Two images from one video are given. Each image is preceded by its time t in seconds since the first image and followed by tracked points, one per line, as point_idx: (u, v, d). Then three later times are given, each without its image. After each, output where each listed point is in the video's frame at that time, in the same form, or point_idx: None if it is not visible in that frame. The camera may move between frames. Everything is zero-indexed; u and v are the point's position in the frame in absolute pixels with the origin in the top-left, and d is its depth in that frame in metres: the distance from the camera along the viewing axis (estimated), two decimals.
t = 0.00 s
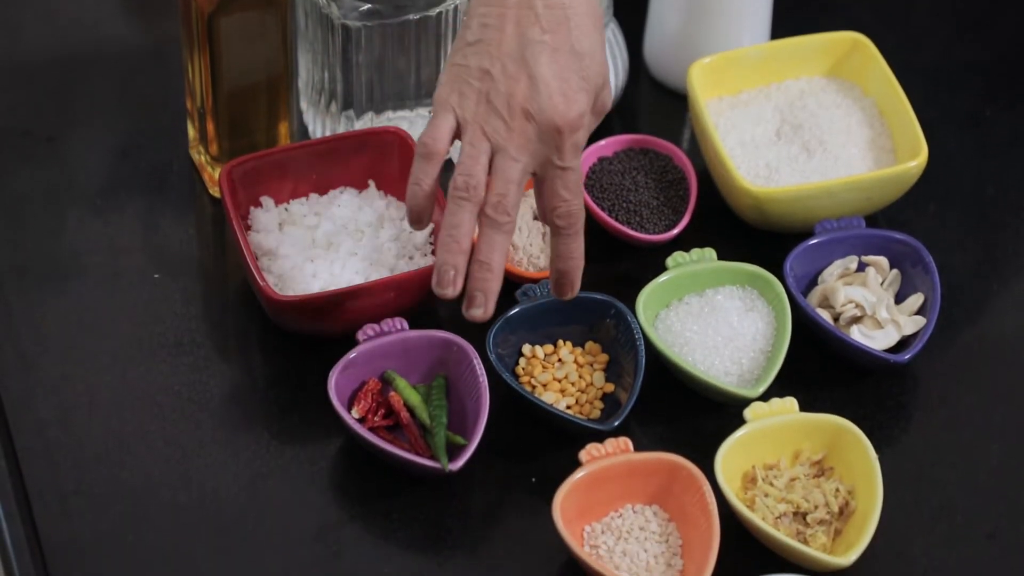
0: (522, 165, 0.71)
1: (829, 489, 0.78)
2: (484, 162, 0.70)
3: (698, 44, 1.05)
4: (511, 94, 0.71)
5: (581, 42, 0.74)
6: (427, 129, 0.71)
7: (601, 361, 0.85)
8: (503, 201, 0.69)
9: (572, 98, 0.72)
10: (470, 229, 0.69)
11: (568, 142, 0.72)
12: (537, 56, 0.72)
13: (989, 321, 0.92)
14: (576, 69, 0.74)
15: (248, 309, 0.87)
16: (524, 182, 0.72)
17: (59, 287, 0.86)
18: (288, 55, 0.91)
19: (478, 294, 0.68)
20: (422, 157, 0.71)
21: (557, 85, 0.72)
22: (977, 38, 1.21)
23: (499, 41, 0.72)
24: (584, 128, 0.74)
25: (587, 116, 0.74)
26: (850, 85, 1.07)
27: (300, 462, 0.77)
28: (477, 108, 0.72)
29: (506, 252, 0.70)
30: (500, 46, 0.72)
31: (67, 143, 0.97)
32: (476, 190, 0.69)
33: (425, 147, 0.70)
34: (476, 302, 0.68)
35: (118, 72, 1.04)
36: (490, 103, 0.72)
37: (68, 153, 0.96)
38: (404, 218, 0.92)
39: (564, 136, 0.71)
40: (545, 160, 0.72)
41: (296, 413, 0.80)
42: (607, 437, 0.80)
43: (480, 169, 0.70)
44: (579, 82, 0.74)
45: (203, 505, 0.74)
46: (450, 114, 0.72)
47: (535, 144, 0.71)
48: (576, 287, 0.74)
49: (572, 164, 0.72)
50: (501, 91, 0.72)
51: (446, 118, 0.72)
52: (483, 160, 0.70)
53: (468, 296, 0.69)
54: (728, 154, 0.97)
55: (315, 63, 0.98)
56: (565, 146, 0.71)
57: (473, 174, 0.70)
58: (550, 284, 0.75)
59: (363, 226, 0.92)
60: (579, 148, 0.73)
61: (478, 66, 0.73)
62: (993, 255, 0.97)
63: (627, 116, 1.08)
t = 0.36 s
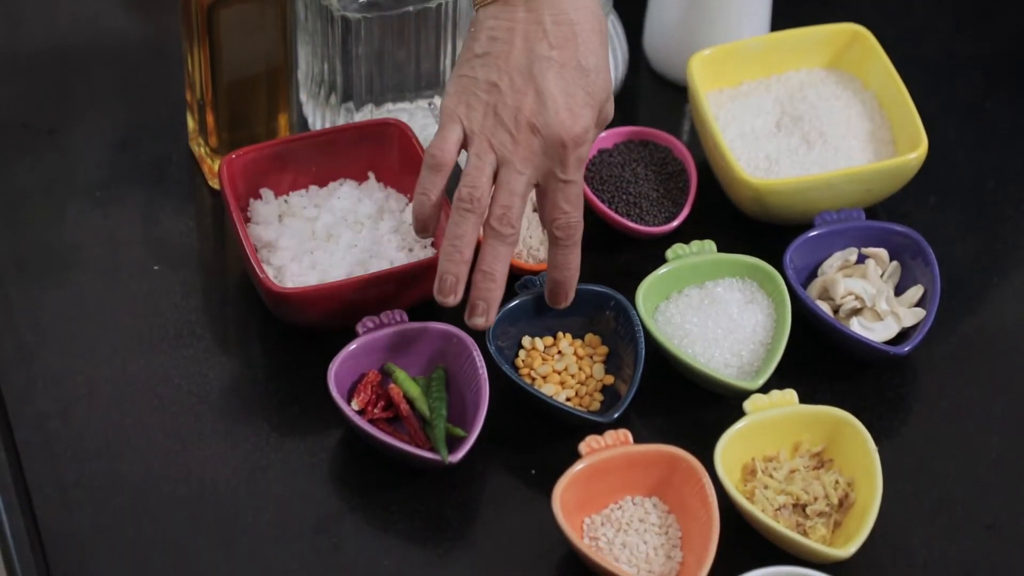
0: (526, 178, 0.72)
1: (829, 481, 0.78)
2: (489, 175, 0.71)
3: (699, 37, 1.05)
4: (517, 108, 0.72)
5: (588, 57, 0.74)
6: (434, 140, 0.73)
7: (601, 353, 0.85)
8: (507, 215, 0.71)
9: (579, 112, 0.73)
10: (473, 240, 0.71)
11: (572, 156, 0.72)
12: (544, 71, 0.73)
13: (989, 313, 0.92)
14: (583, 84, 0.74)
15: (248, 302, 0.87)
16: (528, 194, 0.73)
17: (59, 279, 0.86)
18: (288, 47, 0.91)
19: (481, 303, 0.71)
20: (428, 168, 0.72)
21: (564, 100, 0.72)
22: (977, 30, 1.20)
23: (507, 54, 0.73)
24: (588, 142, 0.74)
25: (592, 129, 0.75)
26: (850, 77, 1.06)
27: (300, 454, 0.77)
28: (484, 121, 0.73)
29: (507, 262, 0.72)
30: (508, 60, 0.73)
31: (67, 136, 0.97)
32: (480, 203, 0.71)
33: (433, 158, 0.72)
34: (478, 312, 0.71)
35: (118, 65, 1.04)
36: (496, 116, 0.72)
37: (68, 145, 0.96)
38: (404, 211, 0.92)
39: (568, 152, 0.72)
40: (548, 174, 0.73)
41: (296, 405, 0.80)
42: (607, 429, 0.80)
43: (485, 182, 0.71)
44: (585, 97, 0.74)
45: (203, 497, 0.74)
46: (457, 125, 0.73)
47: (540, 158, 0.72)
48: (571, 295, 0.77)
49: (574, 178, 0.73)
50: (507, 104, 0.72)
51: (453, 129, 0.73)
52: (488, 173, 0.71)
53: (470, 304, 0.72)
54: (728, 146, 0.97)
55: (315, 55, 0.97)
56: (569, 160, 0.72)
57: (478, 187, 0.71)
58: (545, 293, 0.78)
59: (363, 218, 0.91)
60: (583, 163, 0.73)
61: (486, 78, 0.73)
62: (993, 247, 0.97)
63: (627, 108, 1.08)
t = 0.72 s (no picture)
0: (579, 98, 0.78)
1: (829, 468, 0.78)
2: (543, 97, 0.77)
3: (699, 25, 1.05)
4: (563, 29, 0.78)
5: None
6: (485, 74, 0.78)
7: (601, 340, 0.85)
8: (565, 135, 0.77)
9: (624, 25, 0.79)
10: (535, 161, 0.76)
11: (624, 70, 0.78)
12: None
13: (989, 300, 0.92)
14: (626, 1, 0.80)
15: (248, 288, 0.87)
16: (584, 112, 0.79)
17: (58, 266, 0.86)
18: (288, 34, 0.91)
19: (548, 225, 0.76)
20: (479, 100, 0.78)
21: (608, 17, 0.78)
22: (977, 16, 1.20)
23: None
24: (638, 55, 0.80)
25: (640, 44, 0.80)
26: (851, 64, 1.06)
27: (300, 440, 0.77)
28: (531, 47, 0.78)
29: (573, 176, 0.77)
30: None
31: (67, 123, 0.97)
32: (536, 123, 0.76)
33: (484, 91, 0.78)
34: (549, 233, 0.76)
35: (117, 51, 1.04)
36: (542, 40, 0.78)
37: (67, 133, 0.96)
38: (404, 197, 0.92)
39: (618, 66, 0.78)
40: (602, 92, 0.79)
41: (295, 392, 0.80)
42: (607, 416, 0.80)
43: (540, 103, 0.77)
44: (629, 14, 0.79)
45: (203, 484, 0.74)
46: (505, 57, 0.79)
47: (591, 76, 0.78)
48: (647, 214, 0.82)
49: (631, 92, 0.79)
50: (553, 28, 0.78)
51: (503, 61, 0.78)
52: (542, 95, 0.77)
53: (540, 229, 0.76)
54: (728, 133, 0.97)
55: (314, 43, 0.97)
56: (620, 75, 0.78)
57: (533, 110, 0.76)
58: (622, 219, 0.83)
59: (363, 205, 0.92)
60: (636, 75, 0.79)
61: (528, 8, 0.79)
62: (994, 234, 0.97)
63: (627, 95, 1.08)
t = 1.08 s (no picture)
0: (634, 112, 0.78)
1: (829, 457, 0.78)
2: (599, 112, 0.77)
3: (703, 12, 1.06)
4: (617, 45, 0.78)
5: None
6: (541, 91, 0.79)
7: (601, 329, 0.85)
8: (622, 148, 0.76)
9: (675, 40, 0.79)
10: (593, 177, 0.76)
11: (676, 84, 0.78)
12: (638, 8, 0.79)
13: (990, 289, 0.91)
14: (675, 14, 0.80)
15: (248, 278, 0.87)
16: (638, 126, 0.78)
17: (58, 255, 0.86)
18: (288, 23, 0.91)
19: (609, 241, 0.75)
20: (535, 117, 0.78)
21: (659, 32, 0.79)
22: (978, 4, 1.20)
23: None
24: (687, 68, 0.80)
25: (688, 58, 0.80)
26: (851, 52, 1.06)
27: (300, 429, 0.78)
28: (586, 64, 0.78)
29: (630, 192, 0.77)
30: (601, 5, 0.79)
31: (67, 111, 0.97)
32: (594, 139, 0.76)
33: (540, 108, 0.78)
34: (608, 248, 0.75)
35: (117, 40, 1.04)
36: (597, 56, 0.78)
37: (67, 121, 0.96)
38: (404, 186, 0.92)
39: (670, 80, 0.78)
40: (656, 105, 0.79)
41: (296, 380, 0.80)
42: (607, 405, 0.80)
43: (596, 119, 0.77)
44: (678, 28, 0.80)
45: (203, 472, 0.74)
46: (561, 74, 0.79)
47: (644, 91, 0.78)
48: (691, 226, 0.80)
49: (682, 106, 0.79)
50: (606, 44, 0.78)
51: (557, 78, 0.79)
52: (598, 111, 0.77)
53: (599, 245, 0.76)
54: (729, 122, 0.96)
55: (314, 31, 0.97)
56: (673, 88, 0.78)
57: (591, 126, 0.76)
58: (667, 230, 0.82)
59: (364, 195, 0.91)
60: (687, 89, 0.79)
61: (580, 24, 0.79)
62: (994, 223, 0.97)
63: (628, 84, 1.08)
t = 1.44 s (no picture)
0: (650, 71, 0.78)
1: (829, 446, 0.78)
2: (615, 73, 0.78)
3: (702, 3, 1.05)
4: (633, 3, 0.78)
5: None
6: (557, 54, 0.80)
7: (601, 319, 0.85)
8: (639, 107, 0.77)
9: None
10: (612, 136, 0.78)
11: (691, 41, 0.78)
12: None
13: (991, 279, 0.91)
14: None
15: (248, 267, 0.87)
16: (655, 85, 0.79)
17: (58, 244, 0.86)
18: (288, 12, 0.90)
19: (630, 198, 0.78)
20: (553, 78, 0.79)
21: None
22: None
23: None
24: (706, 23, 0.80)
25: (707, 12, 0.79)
26: (851, 42, 1.05)
27: (299, 418, 0.78)
28: (601, 25, 0.79)
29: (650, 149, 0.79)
30: None
31: (67, 100, 0.96)
32: (611, 99, 0.77)
33: (557, 70, 0.79)
34: (630, 207, 0.78)
35: (117, 29, 1.03)
36: (611, 15, 0.78)
37: (67, 110, 0.96)
38: (404, 175, 0.92)
39: (687, 37, 0.78)
40: (673, 64, 0.79)
41: (295, 370, 0.80)
42: (607, 395, 0.80)
43: (612, 79, 0.78)
44: None
45: (203, 461, 0.75)
46: (576, 36, 0.79)
47: (661, 50, 0.78)
48: (716, 185, 0.82)
49: (699, 63, 0.79)
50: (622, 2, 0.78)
51: (573, 40, 0.79)
52: (614, 71, 0.78)
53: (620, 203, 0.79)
54: (729, 111, 0.96)
55: (314, 21, 0.96)
56: (690, 46, 0.78)
57: (607, 85, 0.78)
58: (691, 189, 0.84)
59: (364, 184, 0.91)
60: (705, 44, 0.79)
61: None
62: (995, 212, 0.97)
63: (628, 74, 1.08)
